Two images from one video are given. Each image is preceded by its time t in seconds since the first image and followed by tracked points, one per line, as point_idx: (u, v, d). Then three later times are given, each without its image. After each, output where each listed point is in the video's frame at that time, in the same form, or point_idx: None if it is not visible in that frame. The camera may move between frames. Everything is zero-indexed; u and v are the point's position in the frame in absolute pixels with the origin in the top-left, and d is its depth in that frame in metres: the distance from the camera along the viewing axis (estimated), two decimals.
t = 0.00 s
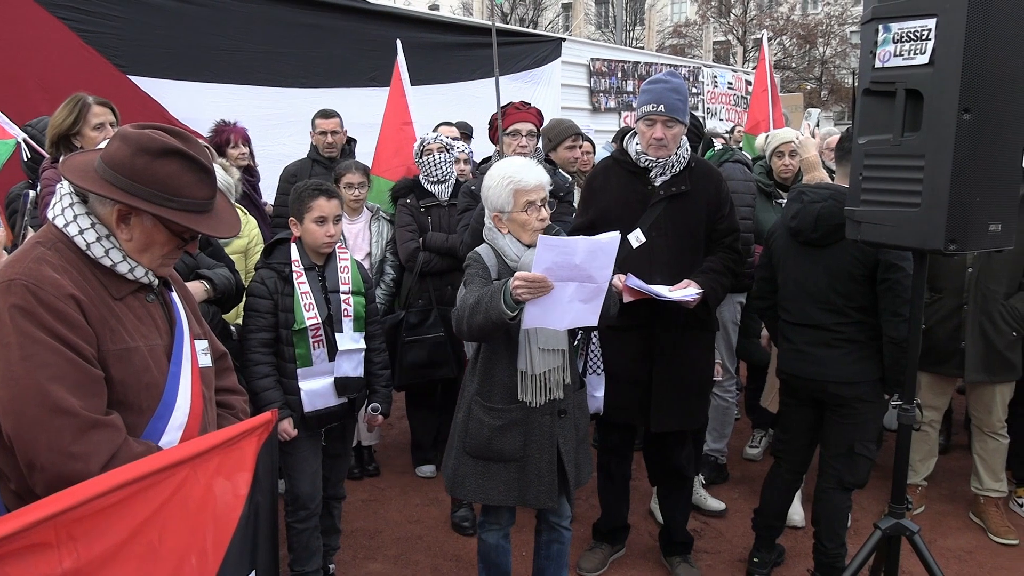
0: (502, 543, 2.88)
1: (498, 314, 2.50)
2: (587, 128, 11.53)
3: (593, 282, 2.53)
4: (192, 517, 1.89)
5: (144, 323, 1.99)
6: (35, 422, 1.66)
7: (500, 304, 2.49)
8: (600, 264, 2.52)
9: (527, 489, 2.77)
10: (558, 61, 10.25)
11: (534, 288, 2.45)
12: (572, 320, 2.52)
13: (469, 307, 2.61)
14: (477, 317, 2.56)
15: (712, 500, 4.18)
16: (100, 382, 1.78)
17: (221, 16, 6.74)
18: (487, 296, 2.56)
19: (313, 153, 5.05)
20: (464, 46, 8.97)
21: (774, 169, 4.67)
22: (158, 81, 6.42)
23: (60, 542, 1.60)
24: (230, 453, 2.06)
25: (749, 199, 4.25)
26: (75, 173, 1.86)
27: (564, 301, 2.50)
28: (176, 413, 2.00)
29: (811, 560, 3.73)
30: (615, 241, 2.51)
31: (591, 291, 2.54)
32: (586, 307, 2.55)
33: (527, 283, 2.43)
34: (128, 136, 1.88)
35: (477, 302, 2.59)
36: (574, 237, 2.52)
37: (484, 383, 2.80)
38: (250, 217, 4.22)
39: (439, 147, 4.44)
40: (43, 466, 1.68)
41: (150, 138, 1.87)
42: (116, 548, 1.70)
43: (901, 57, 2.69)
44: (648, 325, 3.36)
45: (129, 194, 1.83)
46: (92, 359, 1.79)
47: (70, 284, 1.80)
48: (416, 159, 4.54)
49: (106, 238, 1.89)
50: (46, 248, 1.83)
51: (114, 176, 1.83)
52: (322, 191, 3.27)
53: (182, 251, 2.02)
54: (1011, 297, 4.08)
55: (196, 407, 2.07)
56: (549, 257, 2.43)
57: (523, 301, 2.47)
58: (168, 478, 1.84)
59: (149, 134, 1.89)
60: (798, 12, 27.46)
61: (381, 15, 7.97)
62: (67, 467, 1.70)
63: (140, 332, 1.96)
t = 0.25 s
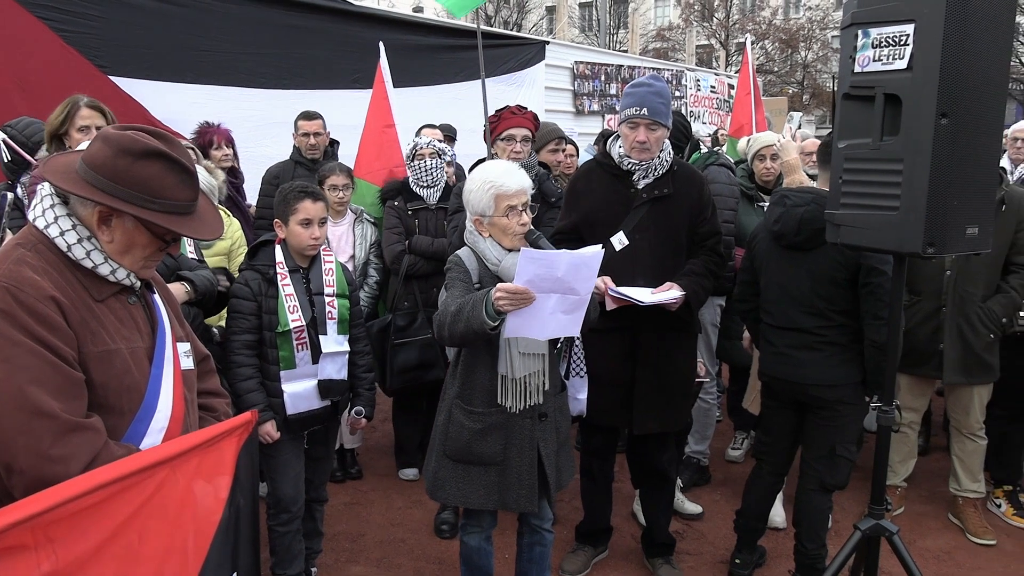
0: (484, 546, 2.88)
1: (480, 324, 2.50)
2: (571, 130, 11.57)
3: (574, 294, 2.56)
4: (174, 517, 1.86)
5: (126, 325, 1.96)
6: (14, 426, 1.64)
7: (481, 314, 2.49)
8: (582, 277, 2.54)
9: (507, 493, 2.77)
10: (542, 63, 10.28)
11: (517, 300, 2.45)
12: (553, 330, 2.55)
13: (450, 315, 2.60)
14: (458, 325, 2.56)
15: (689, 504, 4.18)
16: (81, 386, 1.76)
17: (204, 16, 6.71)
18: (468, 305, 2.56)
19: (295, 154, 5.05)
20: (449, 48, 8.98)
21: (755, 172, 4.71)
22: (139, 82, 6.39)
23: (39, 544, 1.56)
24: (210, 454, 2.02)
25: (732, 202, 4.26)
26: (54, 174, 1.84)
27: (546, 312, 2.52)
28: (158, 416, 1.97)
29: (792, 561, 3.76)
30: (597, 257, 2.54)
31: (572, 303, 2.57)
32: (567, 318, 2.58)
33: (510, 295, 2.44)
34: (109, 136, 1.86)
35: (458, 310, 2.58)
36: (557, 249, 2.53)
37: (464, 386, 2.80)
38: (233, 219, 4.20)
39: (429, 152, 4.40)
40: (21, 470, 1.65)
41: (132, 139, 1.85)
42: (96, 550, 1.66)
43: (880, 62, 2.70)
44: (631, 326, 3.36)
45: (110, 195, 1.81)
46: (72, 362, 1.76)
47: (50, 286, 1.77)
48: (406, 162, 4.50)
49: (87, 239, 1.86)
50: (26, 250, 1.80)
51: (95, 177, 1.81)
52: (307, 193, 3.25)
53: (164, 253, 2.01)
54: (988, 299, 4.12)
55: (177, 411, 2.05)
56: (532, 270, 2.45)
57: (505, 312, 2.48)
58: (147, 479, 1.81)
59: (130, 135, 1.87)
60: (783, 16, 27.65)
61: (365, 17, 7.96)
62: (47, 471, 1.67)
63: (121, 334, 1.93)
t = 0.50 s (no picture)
0: (474, 548, 2.88)
1: (470, 333, 2.48)
2: (561, 133, 11.60)
3: (564, 304, 2.57)
4: (165, 517, 1.83)
5: (116, 328, 1.95)
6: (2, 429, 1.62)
7: (470, 323, 2.47)
8: (572, 289, 2.55)
9: (495, 496, 2.78)
10: (533, 66, 10.31)
11: (506, 310, 2.44)
12: (541, 340, 2.57)
13: (439, 322, 2.58)
14: (447, 333, 2.54)
15: (677, 514, 4.14)
16: (70, 389, 1.75)
17: (194, 19, 6.71)
18: (458, 313, 2.54)
19: (285, 157, 5.05)
20: (439, 51, 9.00)
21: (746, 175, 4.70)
22: (129, 85, 6.38)
23: (30, 546, 1.53)
24: (197, 453, 2.01)
25: (723, 204, 4.26)
26: (42, 178, 1.83)
27: (535, 321, 2.55)
28: (148, 420, 1.96)
29: (783, 563, 3.78)
30: (587, 269, 2.54)
31: (562, 313, 2.59)
32: (557, 326, 2.61)
33: (499, 305, 2.43)
34: (97, 139, 1.85)
35: (448, 318, 2.56)
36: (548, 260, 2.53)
37: (452, 390, 2.80)
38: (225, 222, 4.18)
39: (427, 161, 4.40)
40: (9, 474, 1.64)
41: (119, 142, 1.84)
42: (87, 551, 1.64)
43: (868, 65, 2.71)
44: (621, 327, 3.37)
45: (99, 199, 1.81)
46: (61, 366, 1.75)
47: (38, 289, 1.76)
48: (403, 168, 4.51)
49: (76, 242, 1.85)
50: (14, 254, 1.79)
51: (83, 181, 1.81)
52: (299, 197, 3.24)
53: (153, 256, 2.00)
54: (976, 301, 4.15)
55: (167, 415, 2.04)
56: (522, 281, 2.44)
57: (494, 321, 2.47)
58: (135, 478, 1.78)
59: (118, 138, 1.86)
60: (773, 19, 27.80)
61: (355, 19, 7.98)
62: (35, 475, 1.65)
63: (111, 338, 1.92)
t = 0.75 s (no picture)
0: (469, 550, 2.87)
1: (459, 329, 2.51)
2: (556, 134, 11.61)
3: (552, 295, 2.56)
4: (160, 519, 1.82)
5: (109, 329, 1.95)
6: None
7: (459, 319, 2.50)
8: (559, 278, 2.54)
9: (488, 498, 2.77)
10: (528, 68, 10.31)
11: (494, 304, 2.45)
12: (531, 334, 2.56)
13: (429, 320, 2.61)
14: (437, 331, 2.56)
15: (672, 515, 4.13)
16: (64, 391, 1.74)
17: (188, 20, 6.70)
18: (446, 310, 2.56)
19: (280, 158, 5.04)
20: (435, 52, 9.00)
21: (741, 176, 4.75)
22: (123, 86, 6.37)
23: (25, 547, 1.52)
24: (193, 454, 2.00)
25: (721, 206, 4.26)
26: (34, 179, 1.82)
27: (524, 315, 2.54)
28: (142, 421, 1.96)
29: (778, 563, 3.78)
30: (573, 258, 2.53)
31: (550, 305, 2.57)
32: (546, 320, 2.59)
33: (487, 298, 2.44)
34: (89, 139, 1.84)
35: (437, 315, 2.58)
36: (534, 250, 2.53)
37: (444, 391, 2.80)
38: (221, 222, 4.16)
39: (426, 165, 4.43)
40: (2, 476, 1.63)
41: (111, 142, 1.84)
42: (82, 553, 1.63)
43: (862, 66, 2.72)
44: (616, 328, 3.37)
45: (91, 200, 1.80)
46: (54, 367, 1.74)
47: (31, 290, 1.75)
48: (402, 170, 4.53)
49: (69, 243, 1.85)
50: (6, 255, 1.78)
51: (75, 181, 1.80)
52: (294, 197, 3.23)
53: (146, 257, 2.00)
54: (970, 302, 4.16)
55: (161, 417, 2.03)
56: (509, 273, 2.44)
57: (482, 316, 2.48)
58: (131, 478, 1.78)
59: (110, 138, 1.85)
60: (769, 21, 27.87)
61: (349, 20, 7.98)
62: (28, 477, 1.64)
63: (104, 339, 1.92)
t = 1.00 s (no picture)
0: (466, 551, 2.87)
1: (453, 331, 2.50)
2: (554, 135, 11.61)
3: (546, 298, 2.57)
4: (157, 523, 1.82)
5: (105, 330, 1.94)
6: None
7: (453, 320, 2.50)
8: (553, 281, 2.54)
9: (485, 499, 2.77)
10: (526, 69, 10.31)
11: (488, 306, 2.44)
12: (525, 336, 2.55)
13: (422, 321, 2.60)
14: (431, 332, 2.56)
15: (672, 515, 4.15)
16: (59, 393, 1.73)
17: (186, 21, 6.71)
18: (440, 311, 2.56)
19: (278, 159, 5.04)
20: (432, 53, 9.01)
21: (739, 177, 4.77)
22: (120, 87, 6.37)
23: (20, 550, 1.52)
24: (191, 458, 2.00)
25: (720, 207, 4.25)
26: (29, 179, 1.82)
27: (518, 318, 2.54)
28: (138, 422, 1.95)
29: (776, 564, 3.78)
30: (566, 261, 2.54)
31: (544, 308, 2.58)
32: (539, 322, 2.59)
33: (480, 301, 2.43)
34: (84, 139, 1.83)
35: (431, 316, 2.58)
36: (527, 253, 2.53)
37: (440, 391, 2.80)
38: (220, 223, 4.15)
39: (425, 168, 4.43)
40: None
41: (107, 142, 1.83)
42: (78, 556, 1.62)
43: (860, 66, 2.72)
44: (614, 328, 3.37)
45: (87, 200, 1.80)
46: (50, 369, 1.74)
47: (27, 291, 1.75)
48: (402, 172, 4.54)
49: (64, 243, 1.84)
50: None
51: (71, 181, 1.80)
52: (292, 198, 3.23)
53: (142, 257, 1.99)
54: (968, 302, 4.16)
55: (157, 418, 2.02)
56: (503, 276, 2.44)
57: (476, 318, 2.48)
58: (128, 483, 1.77)
59: (106, 138, 1.85)
60: (767, 22, 27.91)
61: (346, 21, 7.99)
62: (23, 479, 1.63)
63: (100, 340, 1.91)
